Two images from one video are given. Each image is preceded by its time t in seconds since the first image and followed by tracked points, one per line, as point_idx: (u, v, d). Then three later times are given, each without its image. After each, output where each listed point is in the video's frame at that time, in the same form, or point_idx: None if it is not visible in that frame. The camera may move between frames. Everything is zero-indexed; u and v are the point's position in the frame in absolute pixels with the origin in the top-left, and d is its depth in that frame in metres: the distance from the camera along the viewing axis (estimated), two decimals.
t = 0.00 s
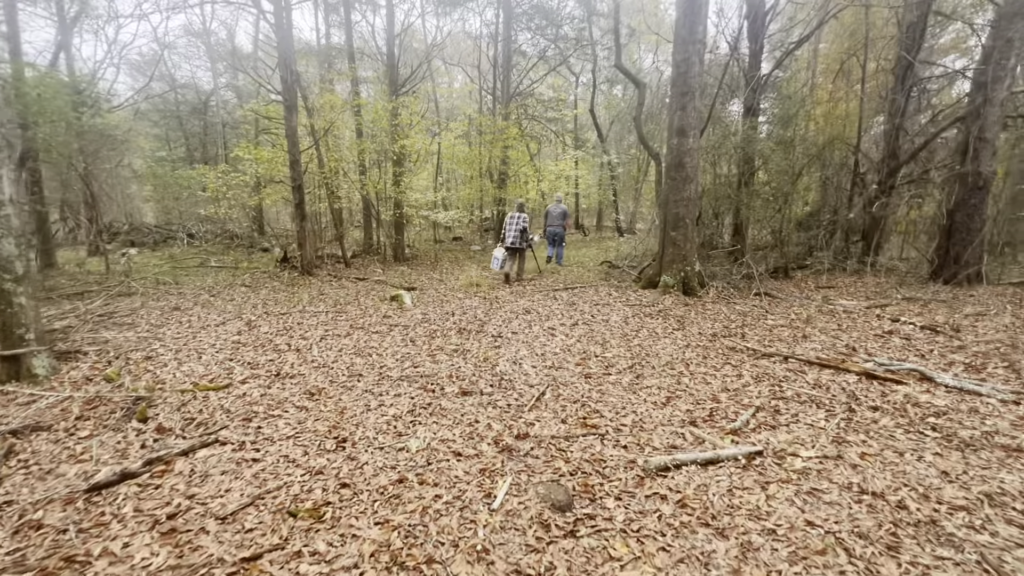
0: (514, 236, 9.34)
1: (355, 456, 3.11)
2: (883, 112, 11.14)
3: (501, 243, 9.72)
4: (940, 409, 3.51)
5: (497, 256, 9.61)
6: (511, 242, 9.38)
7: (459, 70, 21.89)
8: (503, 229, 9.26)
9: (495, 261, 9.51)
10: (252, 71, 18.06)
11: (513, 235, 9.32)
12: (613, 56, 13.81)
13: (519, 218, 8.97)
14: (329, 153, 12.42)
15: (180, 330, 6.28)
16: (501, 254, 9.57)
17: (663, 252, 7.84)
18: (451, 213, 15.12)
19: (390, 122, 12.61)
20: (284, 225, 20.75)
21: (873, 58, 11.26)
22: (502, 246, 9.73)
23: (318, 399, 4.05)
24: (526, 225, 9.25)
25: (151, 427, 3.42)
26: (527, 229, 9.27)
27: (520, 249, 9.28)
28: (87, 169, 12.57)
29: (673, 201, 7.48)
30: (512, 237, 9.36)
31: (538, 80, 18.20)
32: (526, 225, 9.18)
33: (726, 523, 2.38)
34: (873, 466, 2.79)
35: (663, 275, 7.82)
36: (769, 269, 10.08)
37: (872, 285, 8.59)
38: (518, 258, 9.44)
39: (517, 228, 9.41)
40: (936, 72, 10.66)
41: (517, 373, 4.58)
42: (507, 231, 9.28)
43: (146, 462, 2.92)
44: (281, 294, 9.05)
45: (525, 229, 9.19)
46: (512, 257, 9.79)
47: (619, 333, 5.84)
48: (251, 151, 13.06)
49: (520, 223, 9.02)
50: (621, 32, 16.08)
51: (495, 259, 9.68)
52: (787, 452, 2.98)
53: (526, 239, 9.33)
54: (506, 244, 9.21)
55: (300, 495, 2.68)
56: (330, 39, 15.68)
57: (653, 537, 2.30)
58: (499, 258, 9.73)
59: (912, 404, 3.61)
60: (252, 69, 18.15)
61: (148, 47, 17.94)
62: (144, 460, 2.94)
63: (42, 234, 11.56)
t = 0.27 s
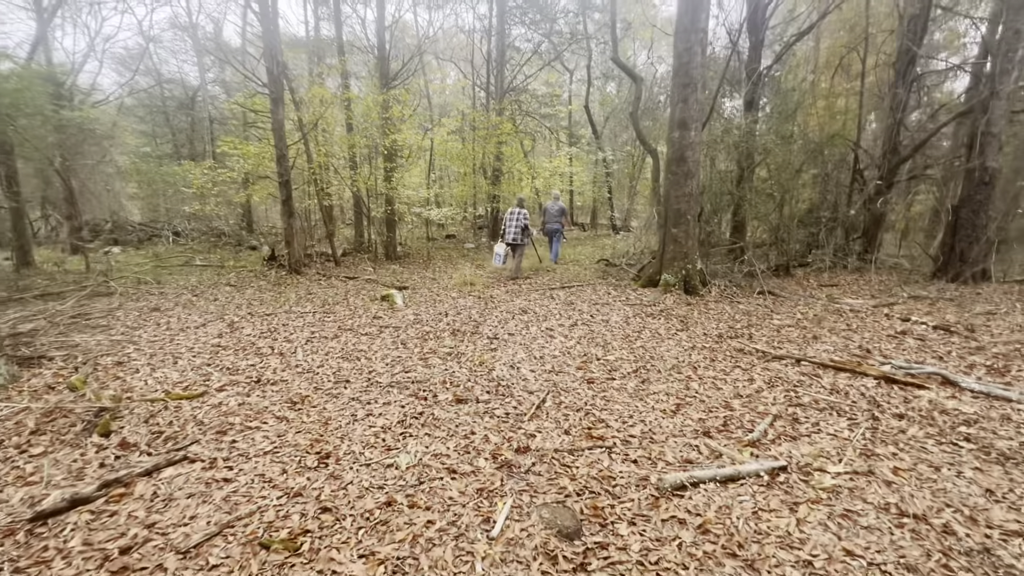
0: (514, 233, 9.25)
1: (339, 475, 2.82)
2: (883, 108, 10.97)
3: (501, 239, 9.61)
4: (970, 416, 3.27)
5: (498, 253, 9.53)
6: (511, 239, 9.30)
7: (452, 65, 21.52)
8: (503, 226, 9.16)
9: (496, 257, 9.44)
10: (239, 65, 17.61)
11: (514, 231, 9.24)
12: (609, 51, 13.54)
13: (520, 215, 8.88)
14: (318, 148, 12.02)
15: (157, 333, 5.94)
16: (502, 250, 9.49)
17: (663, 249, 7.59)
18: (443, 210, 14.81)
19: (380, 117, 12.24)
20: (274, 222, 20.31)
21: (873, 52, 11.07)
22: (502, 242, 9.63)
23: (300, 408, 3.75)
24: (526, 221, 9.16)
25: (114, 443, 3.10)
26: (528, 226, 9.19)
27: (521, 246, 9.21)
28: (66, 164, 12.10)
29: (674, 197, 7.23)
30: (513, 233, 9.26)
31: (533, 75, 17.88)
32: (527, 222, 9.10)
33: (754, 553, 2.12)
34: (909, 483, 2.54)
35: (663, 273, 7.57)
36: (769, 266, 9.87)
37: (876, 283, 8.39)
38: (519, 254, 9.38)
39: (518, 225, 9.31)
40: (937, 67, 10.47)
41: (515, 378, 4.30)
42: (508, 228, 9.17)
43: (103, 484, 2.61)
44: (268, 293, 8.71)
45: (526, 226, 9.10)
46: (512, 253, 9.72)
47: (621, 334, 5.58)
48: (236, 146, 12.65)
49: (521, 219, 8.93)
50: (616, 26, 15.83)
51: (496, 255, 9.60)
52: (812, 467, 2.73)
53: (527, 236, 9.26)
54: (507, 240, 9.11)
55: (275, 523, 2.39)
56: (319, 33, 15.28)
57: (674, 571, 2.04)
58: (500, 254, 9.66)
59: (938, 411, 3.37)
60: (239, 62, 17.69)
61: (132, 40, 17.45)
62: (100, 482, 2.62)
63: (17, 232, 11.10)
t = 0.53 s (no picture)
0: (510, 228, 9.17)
1: (309, 500, 2.54)
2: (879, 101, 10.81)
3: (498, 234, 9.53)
4: (990, 427, 3.07)
5: (495, 248, 9.44)
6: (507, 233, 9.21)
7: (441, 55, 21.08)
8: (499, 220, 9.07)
9: (493, 252, 9.36)
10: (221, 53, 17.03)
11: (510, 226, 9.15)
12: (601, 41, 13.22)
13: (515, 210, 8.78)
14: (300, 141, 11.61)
15: (126, 335, 5.61)
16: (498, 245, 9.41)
17: (658, 246, 7.35)
18: (432, 203, 14.44)
19: (365, 107, 11.82)
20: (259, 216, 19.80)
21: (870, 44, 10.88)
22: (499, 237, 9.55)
23: (273, 421, 3.46)
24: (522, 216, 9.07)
25: (60, 465, 2.81)
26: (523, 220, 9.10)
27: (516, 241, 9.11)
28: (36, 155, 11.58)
29: (670, 191, 6.99)
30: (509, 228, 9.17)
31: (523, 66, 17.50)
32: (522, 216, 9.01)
33: None
34: (936, 506, 2.32)
35: (658, 270, 7.34)
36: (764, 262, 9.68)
37: (873, 279, 8.23)
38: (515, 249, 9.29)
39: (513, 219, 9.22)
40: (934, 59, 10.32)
41: (505, 385, 4.04)
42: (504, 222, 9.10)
43: (40, 517, 2.32)
44: (248, 291, 8.35)
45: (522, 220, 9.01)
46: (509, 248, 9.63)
47: (617, 335, 5.34)
48: (216, 137, 12.20)
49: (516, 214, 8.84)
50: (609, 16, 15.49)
51: (493, 250, 9.52)
52: (828, 488, 2.50)
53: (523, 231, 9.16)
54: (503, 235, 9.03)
55: (233, 562, 2.11)
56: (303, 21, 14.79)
57: None
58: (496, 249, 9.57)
59: (955, 421, 3.16)
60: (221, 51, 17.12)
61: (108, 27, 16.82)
62: (35, 513, 2.33)
63: None
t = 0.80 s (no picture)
0: (513, 227, 9.04)
1: (277, 536, 2.26)
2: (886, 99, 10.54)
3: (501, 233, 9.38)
4: None
5: (497, 248, 9.30)
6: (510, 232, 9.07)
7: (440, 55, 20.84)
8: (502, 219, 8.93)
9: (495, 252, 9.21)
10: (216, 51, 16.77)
11: (512, 225, 9.02)
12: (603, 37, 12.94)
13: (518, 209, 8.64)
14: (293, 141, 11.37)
15: (103, 342, 5.33)
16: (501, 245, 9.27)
17: (662, 248, 7.07)
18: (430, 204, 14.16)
19: (361, 104, 11.49)
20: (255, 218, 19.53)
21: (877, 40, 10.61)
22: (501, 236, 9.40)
23: (247, 439, 3.18)
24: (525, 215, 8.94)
25: (4, 492, 2.53)
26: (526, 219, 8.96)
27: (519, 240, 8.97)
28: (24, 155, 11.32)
29: (675, 191, 6.71)
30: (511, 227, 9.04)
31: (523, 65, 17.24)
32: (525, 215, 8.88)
33: None
34: (986, 545, 2.03)
35: (662, 272, 7.06)
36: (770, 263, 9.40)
37: (884, 282, 7.94)
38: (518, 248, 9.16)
39: (516, 218, 9.08)
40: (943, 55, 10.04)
41: (500, 399, 3.75)
42: (507, 221, 8.97)
43: None
44: (237, 294, 8.07)
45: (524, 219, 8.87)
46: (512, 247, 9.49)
47: (620, 342, 5.05)
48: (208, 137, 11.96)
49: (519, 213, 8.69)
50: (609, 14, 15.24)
51: (496, 250, 9.37)
52: (861, 522, 2.22)
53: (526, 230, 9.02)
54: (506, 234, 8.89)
55: None
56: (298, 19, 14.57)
57: None
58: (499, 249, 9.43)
59: (994, 441, 2.87)
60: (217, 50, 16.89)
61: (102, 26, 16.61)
62: None
63: None
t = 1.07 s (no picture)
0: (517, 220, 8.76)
1: (247, 574, 1.99)
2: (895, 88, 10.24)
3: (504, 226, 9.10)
4: None
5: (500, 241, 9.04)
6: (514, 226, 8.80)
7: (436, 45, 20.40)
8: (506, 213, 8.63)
9: (498, 245, 8.95)
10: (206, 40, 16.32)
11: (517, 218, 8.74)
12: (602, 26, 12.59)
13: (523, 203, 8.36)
14: (284, 133, 11.06)
15: (78, 344, 5.04)
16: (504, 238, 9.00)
17: (667, 242, 6.79)
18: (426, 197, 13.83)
19: (353, 95, 11.11)
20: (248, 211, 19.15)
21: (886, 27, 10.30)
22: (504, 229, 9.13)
23: (222, 455, 2.91)
24: (530, 208, 8.67)
25: None
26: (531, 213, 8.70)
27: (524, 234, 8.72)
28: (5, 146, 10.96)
29: (680, 183, 6.42)
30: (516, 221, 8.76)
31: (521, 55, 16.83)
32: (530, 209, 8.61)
33: None
34: None
35: (667, 267, 6.78)
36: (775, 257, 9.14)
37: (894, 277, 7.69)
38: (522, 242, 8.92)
39: (520, 212, 8.79)
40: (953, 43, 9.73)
41: (499, 407, 3.48)
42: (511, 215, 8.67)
43: None
44: (224, 291, 7.77)
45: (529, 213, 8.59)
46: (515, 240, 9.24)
47: (625, 343, 4.78)
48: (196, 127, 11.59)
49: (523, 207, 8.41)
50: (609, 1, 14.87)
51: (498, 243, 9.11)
52: (907, 557, 1.96)
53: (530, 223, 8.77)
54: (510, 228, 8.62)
55: None
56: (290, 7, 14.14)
57: None
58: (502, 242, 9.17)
59: None
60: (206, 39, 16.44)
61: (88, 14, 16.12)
62: None
63: None
